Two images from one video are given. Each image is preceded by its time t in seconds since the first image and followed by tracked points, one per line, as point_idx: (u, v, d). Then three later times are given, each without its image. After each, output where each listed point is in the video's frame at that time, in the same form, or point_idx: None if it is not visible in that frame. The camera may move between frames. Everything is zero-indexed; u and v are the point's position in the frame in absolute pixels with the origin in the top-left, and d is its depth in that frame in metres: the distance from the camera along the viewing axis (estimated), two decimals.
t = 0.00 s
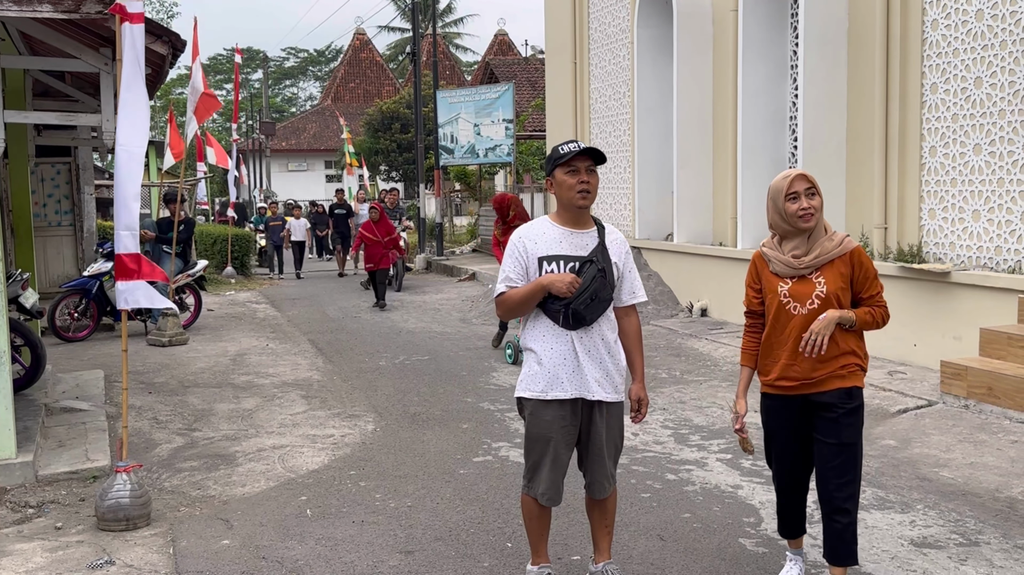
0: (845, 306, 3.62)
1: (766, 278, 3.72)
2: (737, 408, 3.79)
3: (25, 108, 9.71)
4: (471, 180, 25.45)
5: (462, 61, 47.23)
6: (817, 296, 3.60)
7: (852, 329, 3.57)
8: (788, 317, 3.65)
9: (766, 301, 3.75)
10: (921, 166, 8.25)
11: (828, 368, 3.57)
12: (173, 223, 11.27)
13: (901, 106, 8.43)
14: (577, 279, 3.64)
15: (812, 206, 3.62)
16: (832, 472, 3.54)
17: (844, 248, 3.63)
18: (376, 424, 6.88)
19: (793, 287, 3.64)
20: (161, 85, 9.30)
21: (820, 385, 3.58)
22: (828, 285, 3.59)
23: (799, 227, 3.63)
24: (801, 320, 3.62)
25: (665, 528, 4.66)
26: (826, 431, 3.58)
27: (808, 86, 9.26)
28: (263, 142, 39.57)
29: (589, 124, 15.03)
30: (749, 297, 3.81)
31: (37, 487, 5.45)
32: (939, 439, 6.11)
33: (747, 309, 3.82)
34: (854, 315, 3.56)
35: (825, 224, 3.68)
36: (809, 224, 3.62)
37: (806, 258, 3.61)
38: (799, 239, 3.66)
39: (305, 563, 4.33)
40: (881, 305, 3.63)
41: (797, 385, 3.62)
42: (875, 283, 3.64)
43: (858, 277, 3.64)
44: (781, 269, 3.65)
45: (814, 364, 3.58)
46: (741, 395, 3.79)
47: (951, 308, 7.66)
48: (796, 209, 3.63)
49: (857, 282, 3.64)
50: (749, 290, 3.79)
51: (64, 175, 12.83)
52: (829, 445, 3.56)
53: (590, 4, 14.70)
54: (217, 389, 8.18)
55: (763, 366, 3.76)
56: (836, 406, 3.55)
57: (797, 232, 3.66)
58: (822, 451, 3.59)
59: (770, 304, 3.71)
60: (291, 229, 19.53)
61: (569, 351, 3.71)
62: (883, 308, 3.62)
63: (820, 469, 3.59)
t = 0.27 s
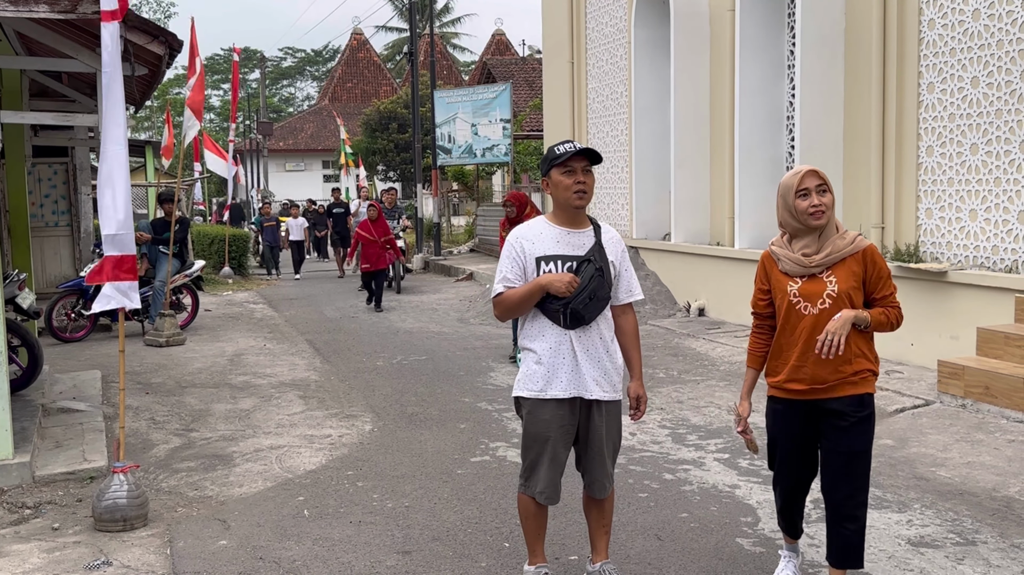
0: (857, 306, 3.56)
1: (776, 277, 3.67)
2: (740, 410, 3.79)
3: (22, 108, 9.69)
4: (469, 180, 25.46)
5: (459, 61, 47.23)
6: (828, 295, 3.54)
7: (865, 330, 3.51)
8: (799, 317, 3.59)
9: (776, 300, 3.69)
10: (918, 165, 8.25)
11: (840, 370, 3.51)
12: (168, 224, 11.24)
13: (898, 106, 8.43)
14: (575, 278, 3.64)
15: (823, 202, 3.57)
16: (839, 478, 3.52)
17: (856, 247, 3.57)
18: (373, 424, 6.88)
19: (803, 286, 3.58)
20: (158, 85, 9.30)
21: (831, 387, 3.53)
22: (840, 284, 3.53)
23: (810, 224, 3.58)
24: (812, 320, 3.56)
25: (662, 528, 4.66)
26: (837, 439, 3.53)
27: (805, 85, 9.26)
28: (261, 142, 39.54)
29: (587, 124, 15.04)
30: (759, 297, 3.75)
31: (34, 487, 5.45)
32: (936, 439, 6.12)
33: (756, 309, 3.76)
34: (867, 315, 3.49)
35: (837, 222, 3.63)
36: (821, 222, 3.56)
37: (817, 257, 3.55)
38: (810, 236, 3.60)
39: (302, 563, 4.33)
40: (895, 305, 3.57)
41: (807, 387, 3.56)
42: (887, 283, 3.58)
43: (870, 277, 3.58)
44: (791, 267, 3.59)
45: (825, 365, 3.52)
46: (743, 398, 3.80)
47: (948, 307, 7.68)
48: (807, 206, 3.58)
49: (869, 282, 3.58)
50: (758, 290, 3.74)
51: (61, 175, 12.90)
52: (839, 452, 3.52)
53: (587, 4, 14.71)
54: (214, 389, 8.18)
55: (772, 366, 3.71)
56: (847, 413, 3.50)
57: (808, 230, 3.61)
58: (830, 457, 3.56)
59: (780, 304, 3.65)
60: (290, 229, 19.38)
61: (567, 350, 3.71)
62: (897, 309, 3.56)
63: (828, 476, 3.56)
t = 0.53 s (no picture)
0: (865, 309, 3.44)
1: (782, 277, 3.55)
2: (746, 411, 3.73)
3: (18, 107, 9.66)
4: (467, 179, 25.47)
5: (456, 61, 47.23)
6: (834, 298, 3.42)
7: (872, 333, 3.40)
8: (804, 319, 3.47)
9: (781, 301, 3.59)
10: (916, 165, 8.26)
11: (846, 374, 3.41)
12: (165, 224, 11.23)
13: (896, 106, 8.44)
14: (571, 279, 3.64)
15: (831, 202, 3.44)
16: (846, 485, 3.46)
17: (865, 249, 3.44)
18: (371, 424, 6.89)
19: (809, 287, 3.46)
20: (155, 85, 9.29)
21: (836, 392, 3.43)
22: (847, 286, 3.41)
23: (818, 224, 3.45)
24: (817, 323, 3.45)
25: (660, 527, 4.66)
26: (841, 447, 3.45)
27: (803, 85, 9.26)
28: (258, 142, 39.50)
29: (585, 123, 15.05)
30: (764, 297, 3.65)
31: (32, 488, 5.44)
32: (934, 438, 6.12)
33: (762, 309, 3.66)
34: (874, 319, 3.38)
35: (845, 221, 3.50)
36: (829, 222, 3.44)
37: (824, 258, 3.43)
38: (817, 236, 3.48)
39: (300, 563, 4.33)
40: (905, 308, 3.45)
41: (810, 391, 3.46)
42: (897, 285, 3.45)
43: (879, 279, 3.45)
44: (797, 268, 3.47)
45: (830, 370, 3.41)
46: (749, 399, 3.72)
47: (945, 307, 7.68)
48: (815, 205, 3.45)
49: (878, 284, 3.45)
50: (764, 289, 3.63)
51: (59, 175, 12.81)
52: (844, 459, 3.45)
53: (585, 4, 14.72)
54: (212, 390, 8.17)
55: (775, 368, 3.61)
56: (851, 419, 3.42)
57: (815, 230, 3.48)
58: (833, 462, 3.48)
59: (786, 305, 3.54)
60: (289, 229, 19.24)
61: (563, 351, 3.71)
62: (906, 312, 3.44)
63: (830, 482, 3.50)
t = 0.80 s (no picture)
0: (864, 313, 3.36)
1: (780, 278, 3.47)
2: (742, 411, 3.67)
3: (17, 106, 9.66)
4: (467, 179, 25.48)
5: (456, 60, 47.23)
6: (832, 302, 3.34)
7: (870, 338, 3.31)
8: (800, 322, 3.39)
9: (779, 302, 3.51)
10: (915, 164, 8.26)
11: (842, 379, 3.33)
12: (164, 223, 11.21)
13: (895, 105, 8.44)
14: (567, 280, 3.64)
15: (833, 202, 3.35)
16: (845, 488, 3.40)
17: (865, 251, 3.35)
18: (370, 423, 6.89)
19: (807, 290, 3.38)
20: (154, 85, 9.28)
21: (831, 396, 3.35)
22: (845, 290, 3.33)
23: (817, 225, 3.36)
24: (814, 326, 3.37)
25: (659, 526, 4.67)
26: (836, 452, 3.39)
27: (802, 84, 9.26)
28: (258, 141, 39.49)
29: (584, 123, 15.06)
30: (762, 298, 3.57)
31: (31, 487, 5.44)
32: (933, 437, 6.12)
33: (760, 309, 3.58)
34: (873, 324, 3.29)
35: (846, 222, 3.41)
36: (829, 223, 3.34)
37: (822, 260, 3.35)
38: (817, 237, 3.39)
39: (299, 563, 4.33)
40: (905, 313, 3.36)
41: (806, 396, 3.39)
42: (897, 289, 3.36)
43: (879, 282, 3.36)
44: (795, 270, 3.39)
45: (826, 374, 3.33)
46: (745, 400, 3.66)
47: (944, 306, 7.68)
48: (815, 205, 3.36)
49: (878, 287, 3.37)
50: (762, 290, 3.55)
51: (58, 174, 12.79)
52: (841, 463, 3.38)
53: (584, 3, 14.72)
54: (211, 389, 8.18)
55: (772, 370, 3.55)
56: (847, 424, 3.35)
57: (815, 230, 3.39)
58: (831, 468, 3.42)
59: (783, 307, 3.46)
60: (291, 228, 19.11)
61: (559, 350, 3.71)
62: (906, 316, 3.35)
63: (828, 487, 3.44)
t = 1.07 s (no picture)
0: (853, 317, 3.29)
1: (767, 284, 3.39)
2: (731, 422, 3.56)
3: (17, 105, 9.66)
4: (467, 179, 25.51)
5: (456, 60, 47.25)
6: (822, 306, 3.27)
7: (860, 342, 3.25)
8: (790, 328, 3.31)
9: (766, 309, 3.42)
10: (915, 163, 8.26)
11: (833, 386, 3.26)
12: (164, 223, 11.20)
13: (895, 104, 8.44)
14: (565, 281, 3.64)
15: (818, 204, 3.29)
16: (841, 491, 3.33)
17: (853, 254, 3.28)
18: (370, 422, 6.89)
19: (796, 295, 3.30)
20: (154, 84, 9.28)
21: (823, 404, 3.28)
22: (834, 294, 3.26)
23: (804, 227, 3.30)
24: (804, 331, 3.29)
25: (659, 525, 4.67)
26: (832, 457, 3.32)
27: (802, 83, 9.26)
28: (258, 140, 39.48)
29: (584, 122, 15.07)
30: (747, 304, 3.48)
31: (31, 486, 5.45)
32: (933, 436, 6.12)
33: (746, 315, 3.49)
34: (863, 328, 3.23)
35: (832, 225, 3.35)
36: (816, 225, 3.28)
37: (810, 264, 3.27)
38: (803, 241, 3.32)
39: (299, 561, 4.33)
40: (893, 316, 3.31)
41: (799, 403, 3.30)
42: (884, 291, 3.32)
43: (867, 285, 3.31)
44: (783, 275, 3.31)
45: (818, 381, 3.26)
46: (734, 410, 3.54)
47: (944, 305, 7.69)
48: (799, 208, 3.30)
49: (865, 290, 3.31)
50: (747, 296, 3.47)
51: (58, 174, 12.76)
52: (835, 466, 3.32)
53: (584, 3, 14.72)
54: (211, 388, 8.18)
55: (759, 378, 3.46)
56: (841, 429, 3.28)
57: (801, 234, 3.33)
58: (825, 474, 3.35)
59: (771, 314, 3.38)
60: (296, 225, 18.97)
61: (555, 349, 3.71)
62: (894, 319, 3.31)
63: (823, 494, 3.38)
